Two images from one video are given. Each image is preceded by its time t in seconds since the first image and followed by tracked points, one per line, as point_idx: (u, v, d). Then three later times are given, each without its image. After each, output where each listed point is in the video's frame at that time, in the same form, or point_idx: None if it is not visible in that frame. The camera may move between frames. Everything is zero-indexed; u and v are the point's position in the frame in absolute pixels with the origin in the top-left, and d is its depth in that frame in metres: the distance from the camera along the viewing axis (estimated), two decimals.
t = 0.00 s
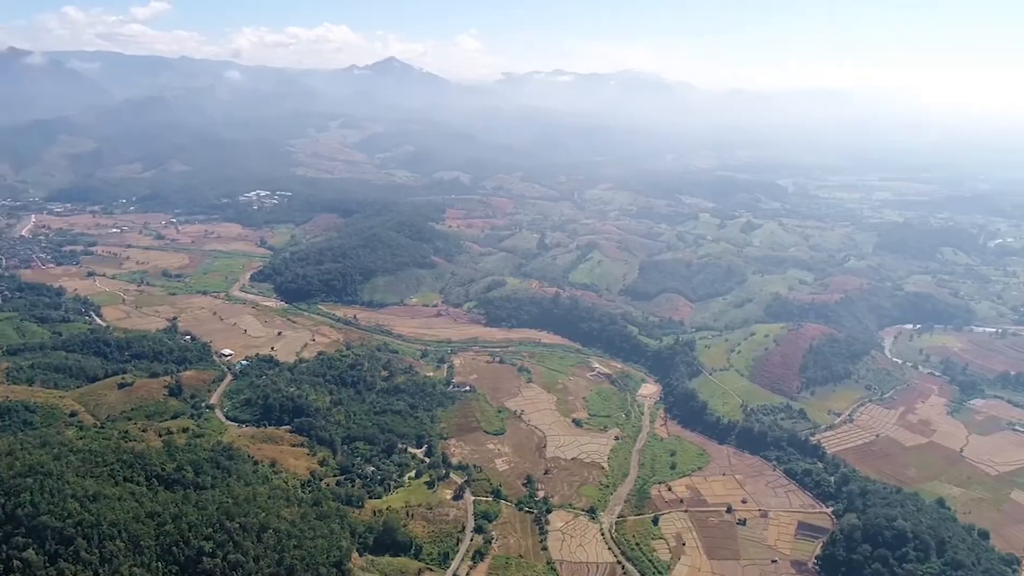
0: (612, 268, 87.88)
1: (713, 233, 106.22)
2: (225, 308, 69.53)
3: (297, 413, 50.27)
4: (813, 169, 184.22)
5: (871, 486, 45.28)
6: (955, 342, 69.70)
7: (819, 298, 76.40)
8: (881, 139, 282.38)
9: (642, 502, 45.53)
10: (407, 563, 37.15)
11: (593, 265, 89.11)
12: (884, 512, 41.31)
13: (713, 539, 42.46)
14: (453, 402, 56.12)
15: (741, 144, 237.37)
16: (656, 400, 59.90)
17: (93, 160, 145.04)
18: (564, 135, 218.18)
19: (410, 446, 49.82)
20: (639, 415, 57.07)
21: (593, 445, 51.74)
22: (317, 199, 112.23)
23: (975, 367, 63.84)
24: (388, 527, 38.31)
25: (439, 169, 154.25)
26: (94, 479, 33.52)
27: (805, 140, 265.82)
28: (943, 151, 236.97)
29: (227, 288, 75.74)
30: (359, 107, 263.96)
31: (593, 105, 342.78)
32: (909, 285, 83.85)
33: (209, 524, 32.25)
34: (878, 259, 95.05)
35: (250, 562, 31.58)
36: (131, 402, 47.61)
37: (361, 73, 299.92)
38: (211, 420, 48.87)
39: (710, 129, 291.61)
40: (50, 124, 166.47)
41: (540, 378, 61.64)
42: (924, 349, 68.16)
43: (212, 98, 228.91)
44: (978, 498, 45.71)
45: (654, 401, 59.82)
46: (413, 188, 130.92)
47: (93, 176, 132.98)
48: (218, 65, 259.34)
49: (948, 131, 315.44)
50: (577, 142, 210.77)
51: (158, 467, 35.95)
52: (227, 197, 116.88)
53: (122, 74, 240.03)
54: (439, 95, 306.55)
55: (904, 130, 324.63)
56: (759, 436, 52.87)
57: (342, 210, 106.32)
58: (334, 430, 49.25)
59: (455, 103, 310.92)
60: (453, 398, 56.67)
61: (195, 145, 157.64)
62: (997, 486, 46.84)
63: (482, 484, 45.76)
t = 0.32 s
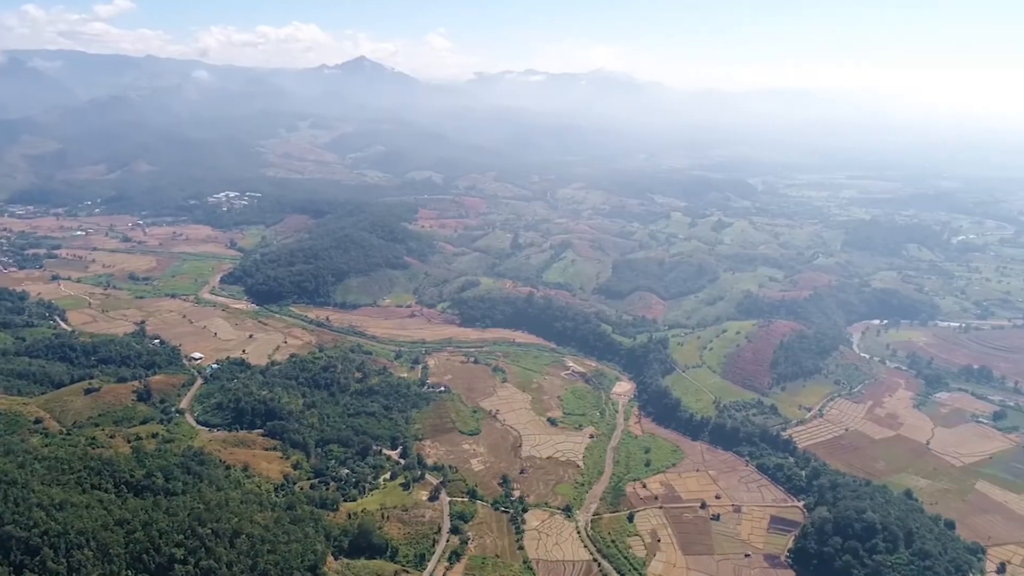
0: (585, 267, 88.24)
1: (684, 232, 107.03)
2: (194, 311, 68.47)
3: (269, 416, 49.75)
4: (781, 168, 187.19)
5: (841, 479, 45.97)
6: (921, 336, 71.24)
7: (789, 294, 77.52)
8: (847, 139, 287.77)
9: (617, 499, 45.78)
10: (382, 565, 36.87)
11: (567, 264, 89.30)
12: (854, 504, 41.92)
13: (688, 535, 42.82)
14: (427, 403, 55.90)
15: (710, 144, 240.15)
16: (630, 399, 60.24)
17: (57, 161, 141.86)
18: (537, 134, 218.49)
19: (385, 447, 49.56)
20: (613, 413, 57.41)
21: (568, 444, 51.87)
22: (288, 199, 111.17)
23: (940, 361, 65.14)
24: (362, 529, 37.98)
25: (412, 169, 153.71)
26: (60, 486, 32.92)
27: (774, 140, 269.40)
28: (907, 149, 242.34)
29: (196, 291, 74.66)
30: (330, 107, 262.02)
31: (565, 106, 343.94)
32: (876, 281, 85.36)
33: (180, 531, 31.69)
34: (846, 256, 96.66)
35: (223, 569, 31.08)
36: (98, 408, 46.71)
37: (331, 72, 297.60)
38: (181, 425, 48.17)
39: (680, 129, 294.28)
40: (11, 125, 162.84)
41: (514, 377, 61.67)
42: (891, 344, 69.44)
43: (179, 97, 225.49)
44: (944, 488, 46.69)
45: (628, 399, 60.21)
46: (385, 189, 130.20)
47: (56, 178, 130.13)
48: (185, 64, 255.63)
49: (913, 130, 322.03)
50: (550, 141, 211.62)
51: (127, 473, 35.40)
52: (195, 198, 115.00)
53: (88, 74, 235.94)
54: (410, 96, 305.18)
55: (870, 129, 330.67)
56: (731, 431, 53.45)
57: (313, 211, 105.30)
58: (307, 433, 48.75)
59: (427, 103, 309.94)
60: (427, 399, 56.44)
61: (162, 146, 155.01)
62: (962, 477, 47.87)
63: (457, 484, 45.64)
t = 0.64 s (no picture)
0: (559, 267, 88.58)
1: (656, 231, 107.92)
2: (163, 315, 67.40)
3: (241, 420, 49.09)
4: (751, 167, 189.66)
5: (812, 473, 46.63)
6: (888, 331, 72.59)
7: (759, 291, 78.53)
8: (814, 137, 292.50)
9: (592, 497, 45.97)
10: (357, 568, 36.59)
11: (541, 264, 89.47)
12: (824, 497, 42.56)
13: (663, 531, 43.16)
14: (401, 404, 55.56)
15: (681, 143, 242.43)
16: (604, 397, 60.50)
17: (18, 163, 138.58)
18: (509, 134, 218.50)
19: (359, 450, 49.21)
20: (588, 412, 57.62)
21: (543, 443, 51.95)
22: (258, 200, 109.93)
23: (906, 355, 66.45)
24: (337, 533, 37.69)
25: (384, 169, 152.90)
26: (25, 495, 32.19)
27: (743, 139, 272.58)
28: (872, 148, 247.15)
29: (164, 294, 73.49)
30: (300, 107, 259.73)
31: (537, 106, 344.49)
32: (844, 278, 86.92)
33: (150, 538, 31.14)
34: (814, 254, 98.13)
35: None
36: (64, 415, 45.72)
37: (301, 72, 294.93)
38: (150, 430, 47.34)
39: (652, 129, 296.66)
40: None
41: (488, 377, 61.59)
42: (859, 339, 70.67)
43: (144, 97, 221.72)
44: (912, 480, 47.63)
45: (602, 397, 60.50)
46: (357, 189, 129.39)
47: (17, 180, 127.14)
48: (150, 63, 251.44)
49: (878, 130, 328.08)
50: (522, 141, 211.98)
51: (95, 481, 34.75)
52: (162, 200, 113.13)
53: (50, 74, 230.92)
54: (382, 95, 303.27)
55: (837, 128, 336.23)
56: (704, 428, 53.96)
57: (284, 212, 104.12)
58: (280, 437, 48.18)
59: (398, 103, 308.48)
60: (401, 400, 56.13)
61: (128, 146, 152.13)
62: (928, 468, 48.88)
63: (432, 486, 45.47)
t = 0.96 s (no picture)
0: (535, 267, 88.74)
1: (632, 230, 108.58)
2: (134, 318, 66.33)
3: (216, 424, 48.46)
4: (724, 166, 191.59)
5: (787, 468, 47.20)
6: (860, 327, 73.75)
7: (734, 289, 79.33)
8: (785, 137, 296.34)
9: (571, 496, 46.08)
10: (336, 571, 36.27)
11: (517, 264, 89.55)
12: (799, 492, 43.14)
13: (641, 528, 43.41)
14: (378, 406, 55.25)
15: (655, 143, 244.19)
16: (581, 396, 60.74)
17: None
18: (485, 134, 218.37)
19: (336, 452, 48.85)
20: (565, 411, 57.78)
21: (522, 443, 51.98)
22: (231, 201, 108.72)
23: (877, 351, 67.54)
24: (315, 536, 37.35)
25: (359, 169, 152.07)
26: None
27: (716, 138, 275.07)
28: (843, 147, 250.89)
29: (135, 297, 72.37)
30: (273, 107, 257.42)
31: (512, 106, 344.54)
32: (817, 275, 88.13)
33: (123, 546, 30.60)
34: (787, 252, 99.39)
35: None
36: (33, 421, 44.75)
37: (274, 72, 292.25)
38: (122, 436, 46.56)
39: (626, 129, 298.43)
40: None
41: (466, 378, 61.50)
42: (831, 336, 71.71)
43: (113, 97, 218.24)
44: (884, 474, 48.44)
45: (580, 396, 60.74)
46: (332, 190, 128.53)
47: None
48: (119, 63, 247.59)
49: (848, 130, 333.08)
50: (498, 141, 212.08)
51: (65, 488, 34.12)
52: (133, 201, 111.38)
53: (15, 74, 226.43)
54: (356, 95, 301.31)
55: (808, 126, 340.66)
56: (681, 425, 54.37)
57: (258, 213, 103.03)
58: (255, 440, 47.62)
59: (373, 104, 306.94)
60: (378, 402, 55.80)
61: (97, 147, 149.47)
62: (900, 462, 49.71)
63: (410, 487, 45.28)
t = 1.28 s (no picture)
0: (508, 266, 88.81)
1: (603, 229, 109.18)
2: (99, 322, 65.03)
3: (185, 430, 47.67)
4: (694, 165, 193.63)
5: (758, 463, 47.82)
6: (827, 323, 75.02)
7: (705, 287, 80.19)
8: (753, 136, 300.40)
9: (545, 495, 46.17)
10: None
11: (490, 263, 89.56)
12: (770, 487, 43.73)
13: (615, 525, 43.66)
14: (351, 408, 54.81)
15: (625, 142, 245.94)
16: (554, 395, 60.91)
17: None
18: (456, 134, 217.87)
19: (308, 456, 48.33)
20: (539, 410, 57.85)
21: (496, 443, 51.95)
22: (199, 203, 107.15)
23: (844, 347, 68.74)
24: (288, 541, 36.91)
25: (330, 169, 150.83)
26: None
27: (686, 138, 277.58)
28: (809, 147, 255.02)
29: (100, 301, 70.98)
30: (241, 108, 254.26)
31: (483, 105, 343.88)
32: (785, 272, 89.48)
33: (89, 556, 29.97)
34: (756, 250, 100.66)
35: None
36: None
37: (242, 72, 288.56)
38: (88, 444, 45.57)
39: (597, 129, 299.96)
40: None
41: (439, 379, 61.27)
42: (799, 332, 72.84)
43: (76, 97, 213.66)
44: (852, 467, 49.32)
45: (553, 395, 60.91)
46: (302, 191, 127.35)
47: None
48: (82, 62, 242.58)
49: (815, 129, 338.59)
50: (470, 140, 211.89)
51: (29, 498, 33.32)
52: (96, 203, 109.19)
53: None
54: (325, 95, 298.53)
55: (776, 126, 345.34)
56: (653, 422, 54.81)
57: (226, 215, 101.55)
58: (226, 445, 46.92)
59: (343, 104, 304.63)
60: (351, 404, 55.38)
61: (59, 148, 146.27)
62: (867, 455, 50.67)
63: (384, 489, 45.02)
